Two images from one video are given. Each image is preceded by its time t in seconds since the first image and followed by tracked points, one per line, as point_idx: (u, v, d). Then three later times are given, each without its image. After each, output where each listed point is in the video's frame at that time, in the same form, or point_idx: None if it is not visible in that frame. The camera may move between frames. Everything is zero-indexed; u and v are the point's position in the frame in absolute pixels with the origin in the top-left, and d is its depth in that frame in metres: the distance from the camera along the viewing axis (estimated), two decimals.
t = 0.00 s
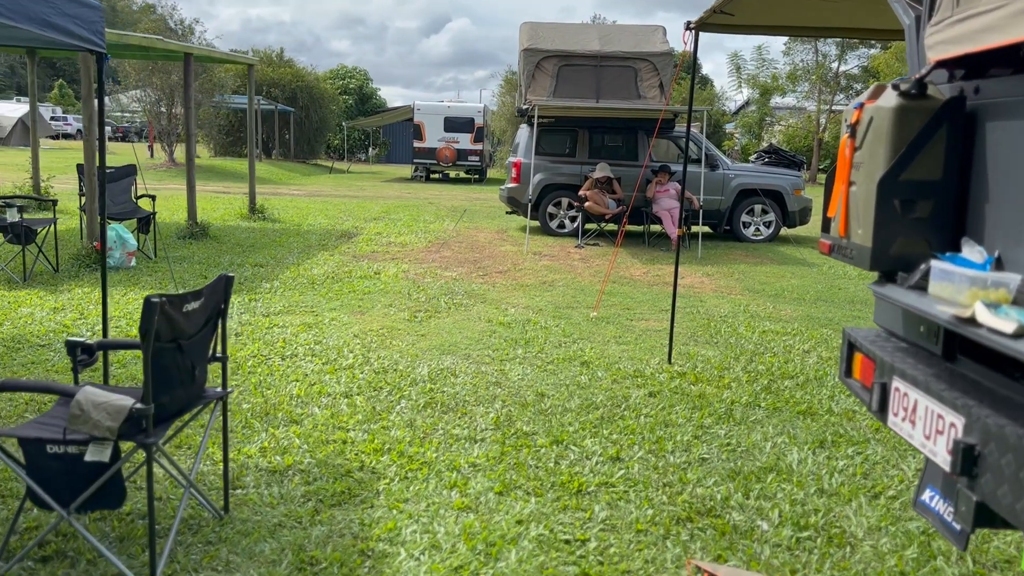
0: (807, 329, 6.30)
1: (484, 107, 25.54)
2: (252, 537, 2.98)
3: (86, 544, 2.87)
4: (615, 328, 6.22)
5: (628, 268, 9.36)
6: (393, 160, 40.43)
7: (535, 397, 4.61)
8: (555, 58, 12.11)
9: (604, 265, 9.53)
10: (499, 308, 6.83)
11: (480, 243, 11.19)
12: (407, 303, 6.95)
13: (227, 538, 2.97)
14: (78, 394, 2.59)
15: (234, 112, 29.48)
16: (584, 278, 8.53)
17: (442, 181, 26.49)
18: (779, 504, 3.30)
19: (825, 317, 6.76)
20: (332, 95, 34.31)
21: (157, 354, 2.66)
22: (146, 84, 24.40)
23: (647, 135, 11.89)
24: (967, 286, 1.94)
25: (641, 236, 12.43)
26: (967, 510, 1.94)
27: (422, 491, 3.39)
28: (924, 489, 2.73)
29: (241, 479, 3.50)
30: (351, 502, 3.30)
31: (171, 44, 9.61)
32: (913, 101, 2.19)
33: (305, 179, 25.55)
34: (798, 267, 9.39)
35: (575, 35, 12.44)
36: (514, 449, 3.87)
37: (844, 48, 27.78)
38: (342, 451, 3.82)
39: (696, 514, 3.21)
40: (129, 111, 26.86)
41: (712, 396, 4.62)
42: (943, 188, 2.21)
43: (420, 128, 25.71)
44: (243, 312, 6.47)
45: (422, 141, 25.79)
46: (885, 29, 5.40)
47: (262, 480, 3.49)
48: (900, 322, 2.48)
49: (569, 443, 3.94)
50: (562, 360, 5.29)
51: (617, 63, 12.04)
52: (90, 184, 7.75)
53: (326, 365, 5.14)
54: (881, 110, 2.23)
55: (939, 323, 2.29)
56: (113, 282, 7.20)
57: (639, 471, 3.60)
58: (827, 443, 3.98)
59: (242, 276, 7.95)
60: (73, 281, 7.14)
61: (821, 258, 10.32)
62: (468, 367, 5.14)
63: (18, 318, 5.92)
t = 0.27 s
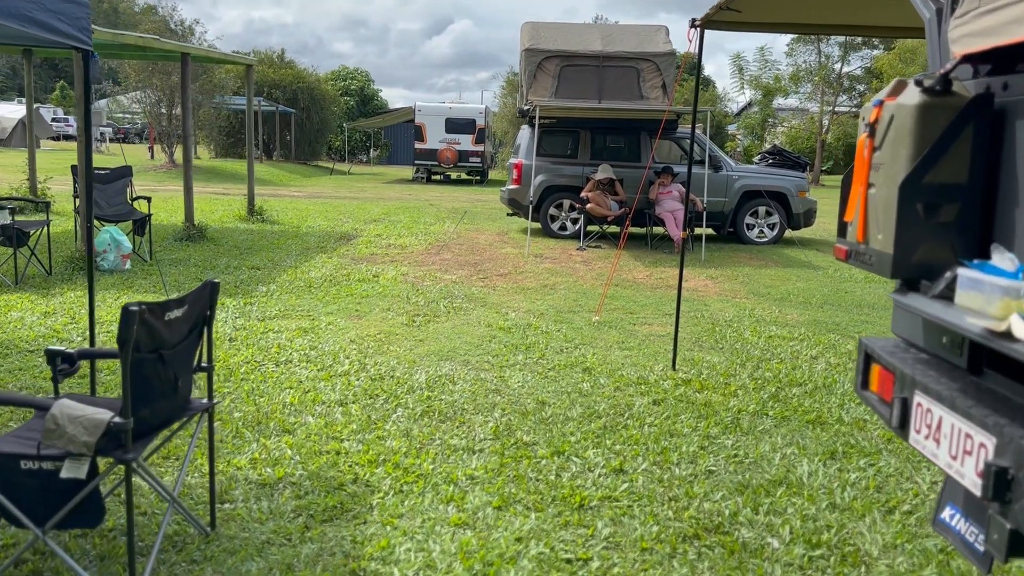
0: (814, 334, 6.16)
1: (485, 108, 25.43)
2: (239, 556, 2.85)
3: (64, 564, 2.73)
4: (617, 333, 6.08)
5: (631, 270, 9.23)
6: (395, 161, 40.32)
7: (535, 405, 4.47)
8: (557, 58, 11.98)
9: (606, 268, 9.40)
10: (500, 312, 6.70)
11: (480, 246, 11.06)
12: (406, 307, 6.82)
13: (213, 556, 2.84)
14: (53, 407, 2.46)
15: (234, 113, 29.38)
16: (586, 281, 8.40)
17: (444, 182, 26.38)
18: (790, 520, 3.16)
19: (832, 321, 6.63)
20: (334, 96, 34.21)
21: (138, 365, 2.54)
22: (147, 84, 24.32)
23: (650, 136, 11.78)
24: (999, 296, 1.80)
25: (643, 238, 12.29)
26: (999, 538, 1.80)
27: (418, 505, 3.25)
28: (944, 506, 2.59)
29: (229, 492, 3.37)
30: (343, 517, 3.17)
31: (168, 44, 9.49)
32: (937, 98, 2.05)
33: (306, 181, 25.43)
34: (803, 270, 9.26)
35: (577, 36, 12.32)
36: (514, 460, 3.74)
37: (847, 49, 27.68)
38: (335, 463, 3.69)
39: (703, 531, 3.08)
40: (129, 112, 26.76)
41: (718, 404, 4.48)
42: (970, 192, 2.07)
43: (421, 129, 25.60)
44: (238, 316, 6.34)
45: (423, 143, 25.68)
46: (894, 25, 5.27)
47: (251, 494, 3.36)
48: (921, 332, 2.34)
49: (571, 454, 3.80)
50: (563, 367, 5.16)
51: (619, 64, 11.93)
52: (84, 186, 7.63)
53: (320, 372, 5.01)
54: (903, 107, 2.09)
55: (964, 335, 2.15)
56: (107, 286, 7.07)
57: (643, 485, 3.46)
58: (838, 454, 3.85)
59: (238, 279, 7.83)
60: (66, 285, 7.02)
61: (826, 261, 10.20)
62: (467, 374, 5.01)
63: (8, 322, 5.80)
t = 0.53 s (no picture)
0: (819, 340, 6.04)
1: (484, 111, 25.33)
2: None
3: None
4: (618, 340, 5.95)
5: (632, 275, 9.11)
6: (393, 164, 40.21)
7: (534, 416, 4.35)
8: (556, 60, 11.87)
9: (606, 272, 9.28)
10: (498, 318, 6.57)
11: (479, 249, 10.94)
12: (402, 312, 6.70)
13: None
14: (27, 425, 2.34)
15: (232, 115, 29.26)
16: (586, 286, 8.28)
17: (442, 185, 26.26)
18: (799, 539, 3.04)
19: (837, 327, 6.50)
20: (332, 98, 34.10)
21: (117, 379, 2.42)
22: (144, 86, 24.21)
23: (649, 139, 11.69)
24: None
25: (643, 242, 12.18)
26: None
27: (413, 523, 3.13)
28: (962, 527, 2.48)
29: (216, 509, 3.25)
30: (334, 536, 3.05)
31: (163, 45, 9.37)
32: (960, 101, 1.94)
33: (304, 183, 25.32)
34: (805, 275, 9.14)
35: (576, 38, 12.21)
36: (513, 474, 3.61)
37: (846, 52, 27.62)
38: (327, 478, 3.56)
39: (709, 551, 2.96)
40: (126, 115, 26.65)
41: (722, 414, 4.36)
42: (995, 200, 1.95)
43: (420, 132, 25.50)
44: (231, 323, 6.22)
45: (421, 145, 25.58)
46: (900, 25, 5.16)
47: (240, 511, 3.24)
48: (940, 346, 2.23)
49: (571, 468, 3.68)
50: (563, 375, 5.03)
51: (619, 66, 11.83)
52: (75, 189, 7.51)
53: (314, 381, 4.89)
54: (924, 110, 1.97)
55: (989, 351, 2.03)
56: (98, 292, 6.95)
57: (646, 500, 3.34)
58: (846, 468, 3.73)
59: (232, 284, 7.70)
60: (56, 291, 6.89)
61: (828, 265, 10.09)
62: (464, 383, 4.88)
63: None
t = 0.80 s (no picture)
0: (819, 348, 5.91)
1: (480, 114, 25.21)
2: None
3: None
4: (614, 348, 5.82)
5: (628, 280, 8.99)
6: (389, 167, 40.07)
7: (527, 428, 4.21)
8: (551, 63, 11.76)
9: (602, 277, 9.16)
10: (492, 326, 6.44)
11: (473, 254, 10.81)
12: (394, 319, 6.56)
13: None
14: None
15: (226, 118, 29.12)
16: (582, 291, 8.15)
17: (438, 188, 26.14)
18: (802, 561, 2.91)
19: (837, 335, 6.38)
20: (328, 101, 33.96)
21: (82, 398, 2.30)
22: (138, 89, 24.04)
23: (646, 143, 11.56)
24: None
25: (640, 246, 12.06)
26: None
27: (398, 545, 2.99)
28: (974, 552, 2.34)
29: (192, 530, 3.11)
30: (315, 560, 2.91)
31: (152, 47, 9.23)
32: (978, 104, 1.81)
33: (298, 187, 25.18)
34: (804, 280, 9.02)
35: (572, 40, 12.09)
36: (504, 491, 3.48)
37: (842, 55, 27.57)
38: (310, 496, 3.43)
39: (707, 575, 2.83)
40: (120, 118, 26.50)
41: (721, 426, 4.23)
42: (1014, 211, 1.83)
43: (416, 135, 25.37)
44: (217, 331, 6.08)
45: (417, 148, 25.46)
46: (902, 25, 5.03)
47: (218, 533, 3.11)
48: (953, 364, 2.10)
49: (565, 484, 3.54)
50: (557, 386, 4.89)
51: (614, 69, 11.71)
52: (60, 193, 7.37)
53: (300, 392, 4.75)
54: (938, 113, 1.84)
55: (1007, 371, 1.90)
56: (83, 299, 6.80)
57: (642, 520, 3.21)
58: (850, 484, 3.60)
59: (221, 290, 7.56)
60: (40, 297, 6.74)
61: (826, 271, 9.97)
62: (456, 393, 4.74)
63: None
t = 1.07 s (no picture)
0: (818, 357, 5.77)
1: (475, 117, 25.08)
2: None
3: None
4: (608, 357, 5.67)
5: (623, 286, 8.85)
6: (384, 171, 39.95)
7: (518, 443, 4.06)
8: (545, 66, 11.61)
9: (597, 283, 9.01)
10: (483, 334, 6.29)
11: (466, 260, 10.66)
12: (384, 328, 6.41)
13: None
14: None
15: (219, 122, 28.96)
16: (576, 298, 8.00)
17: (432, 192, 26.00)
18: None
19: (836, 343, 6.23)
20: (322, 105, 33.80)
21: (36, 420, 2.16)
22: (129, 92, 23.87)
23: (641, 146, 11.44)
24: None
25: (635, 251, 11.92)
26: None
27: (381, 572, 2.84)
28: None
29: (163, 555, 2.96)
30: None
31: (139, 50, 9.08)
32: (1001, 105, 1.66)
33: (291, 191, 25.01)
34: (802, 286, 8.88)
35: (566, 43, 11.96)
36: (493, 511, 3.32)
37: (837, 60, 27.58)
38: (289, 517, 3.28)
39: None
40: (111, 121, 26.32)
41: (719, 440, 4.08)
42: None
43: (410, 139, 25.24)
44: (201, 340, 5.93)
45: (411, 152, 25.33)
46: (904, 25, 4.89)
47: (191, 559, 2.95)
48: (970, 384, 1.96)
49: (557, 503, 3.38)
50: (549, 397, 4.74)
51: (609, 72, 11.57)
52: (42, 198, 7.22)
53: (284, 405, 4.60)
54: (957, 113, 1.70)
55: None
56: (64, 308, 6.64)
57: (637, 542, 3.06)
58: (854, 503, 3.46)
59: (207, 297, 7.41)
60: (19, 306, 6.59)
61: (824, 276, 9.84)
62: (445, 405, 4.59)
63: None
